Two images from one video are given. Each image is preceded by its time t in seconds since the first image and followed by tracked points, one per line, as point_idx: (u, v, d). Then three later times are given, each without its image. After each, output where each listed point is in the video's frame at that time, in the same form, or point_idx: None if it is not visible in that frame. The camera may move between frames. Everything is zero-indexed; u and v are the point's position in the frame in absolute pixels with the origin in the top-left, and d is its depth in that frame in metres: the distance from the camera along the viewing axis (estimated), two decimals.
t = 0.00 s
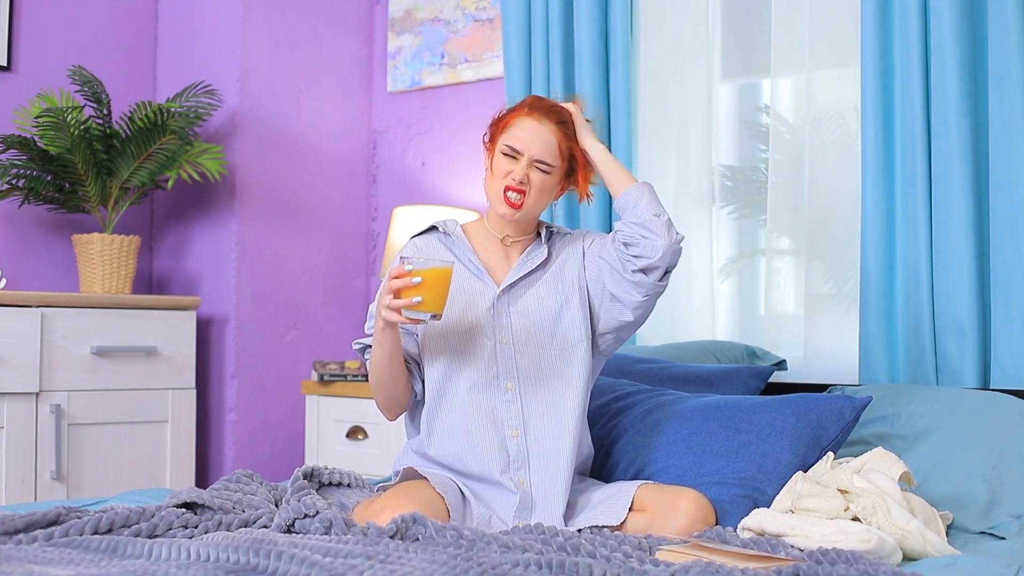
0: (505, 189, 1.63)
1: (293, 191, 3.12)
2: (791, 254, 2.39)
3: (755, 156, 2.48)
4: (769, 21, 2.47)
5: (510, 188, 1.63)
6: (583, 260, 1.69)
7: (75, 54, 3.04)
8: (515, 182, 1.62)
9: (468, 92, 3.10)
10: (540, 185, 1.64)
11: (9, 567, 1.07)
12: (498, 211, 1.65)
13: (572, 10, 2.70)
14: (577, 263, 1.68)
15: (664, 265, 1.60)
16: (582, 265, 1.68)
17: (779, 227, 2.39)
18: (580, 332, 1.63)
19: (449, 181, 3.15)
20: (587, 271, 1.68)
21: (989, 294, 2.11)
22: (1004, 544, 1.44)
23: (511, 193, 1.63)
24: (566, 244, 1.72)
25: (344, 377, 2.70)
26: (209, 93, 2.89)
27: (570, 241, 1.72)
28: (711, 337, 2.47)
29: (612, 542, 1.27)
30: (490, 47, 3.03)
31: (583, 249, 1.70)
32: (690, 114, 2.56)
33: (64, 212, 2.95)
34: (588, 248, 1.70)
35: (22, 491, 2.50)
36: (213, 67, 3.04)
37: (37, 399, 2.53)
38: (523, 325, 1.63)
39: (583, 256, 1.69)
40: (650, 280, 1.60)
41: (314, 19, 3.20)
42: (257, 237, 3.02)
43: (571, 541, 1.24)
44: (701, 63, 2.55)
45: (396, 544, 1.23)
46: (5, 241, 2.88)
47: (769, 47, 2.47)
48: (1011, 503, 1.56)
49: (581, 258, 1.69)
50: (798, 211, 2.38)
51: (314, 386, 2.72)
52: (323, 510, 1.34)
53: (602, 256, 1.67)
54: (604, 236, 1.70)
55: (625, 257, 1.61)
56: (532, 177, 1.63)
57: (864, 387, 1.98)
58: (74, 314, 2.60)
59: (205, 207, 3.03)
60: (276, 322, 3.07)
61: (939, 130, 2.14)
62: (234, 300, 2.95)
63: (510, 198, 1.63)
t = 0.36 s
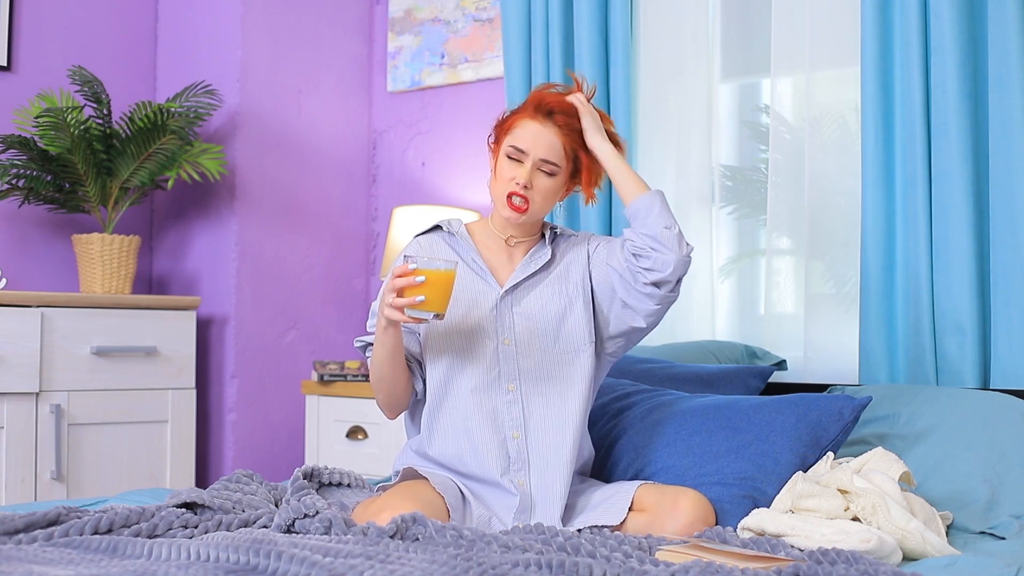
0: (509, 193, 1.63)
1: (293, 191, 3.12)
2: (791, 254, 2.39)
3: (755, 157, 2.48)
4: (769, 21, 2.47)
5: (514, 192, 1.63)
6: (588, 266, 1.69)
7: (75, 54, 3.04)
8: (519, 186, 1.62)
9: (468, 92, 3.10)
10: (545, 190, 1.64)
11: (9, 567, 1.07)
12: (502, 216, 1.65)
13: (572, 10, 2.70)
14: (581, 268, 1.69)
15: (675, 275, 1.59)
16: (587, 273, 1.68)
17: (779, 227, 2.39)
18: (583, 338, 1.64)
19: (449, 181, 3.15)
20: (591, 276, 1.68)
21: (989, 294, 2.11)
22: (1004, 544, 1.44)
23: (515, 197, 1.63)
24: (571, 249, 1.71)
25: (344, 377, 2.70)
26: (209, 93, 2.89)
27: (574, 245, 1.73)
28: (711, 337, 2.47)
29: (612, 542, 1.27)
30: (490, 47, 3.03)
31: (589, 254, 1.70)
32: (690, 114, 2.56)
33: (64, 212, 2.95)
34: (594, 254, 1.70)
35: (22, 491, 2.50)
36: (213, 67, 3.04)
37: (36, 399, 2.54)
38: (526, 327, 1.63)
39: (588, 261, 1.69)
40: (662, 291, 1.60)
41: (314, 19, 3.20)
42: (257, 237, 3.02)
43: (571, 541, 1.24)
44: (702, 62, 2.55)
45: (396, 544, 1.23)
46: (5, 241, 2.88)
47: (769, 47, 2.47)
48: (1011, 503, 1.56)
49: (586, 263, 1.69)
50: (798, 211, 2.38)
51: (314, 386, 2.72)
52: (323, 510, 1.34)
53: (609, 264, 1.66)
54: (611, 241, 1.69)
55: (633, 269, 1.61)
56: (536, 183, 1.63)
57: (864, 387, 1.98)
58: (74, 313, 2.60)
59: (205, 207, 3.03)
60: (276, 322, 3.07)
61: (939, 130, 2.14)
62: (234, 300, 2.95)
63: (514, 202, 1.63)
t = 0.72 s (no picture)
0: (487, 189, 1.64)
1: (293, 191, 3.12)
2: (791, 254, 2.39)
3: (755, 156, 2.48)
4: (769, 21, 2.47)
5: (490, 188, 1.63)
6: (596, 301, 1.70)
7: (75, 54, 3.04)
8: (493, 180, 1.62)
9: (469, 92, 3.10)
10: (520, 177, 1.62)
11: (9, 567, 1.07)
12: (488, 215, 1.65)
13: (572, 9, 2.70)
14: (582, 284, 1.68)
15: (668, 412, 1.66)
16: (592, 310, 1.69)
17: (779, 227, 2.39)
18: (578, 355, 1.64)
19: (449, 181, 3.14)
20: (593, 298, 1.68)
21: (989, 294, 2.11)
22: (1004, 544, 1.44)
23: (493, 192, 1.63)
24: (577, 267, 1.70)
25: (344, 377, 2.70)
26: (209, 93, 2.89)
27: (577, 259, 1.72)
28: (711, 337, 2.47)
29: (612, 542, 1.27)
30: (490, 47, 3.04)
31: (597, 280, 1.70)
32: (690, 113, 2.56)
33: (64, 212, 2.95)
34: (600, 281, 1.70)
35: (22, 491, 2.50)
36: (213, 67, 3.04)
37: (36, 399, 2.54)
38: (521, 337, 1.63)
39: (594, 286, 1.69)
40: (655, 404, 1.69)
41: (314, 19, 3.20)
42: (257, 237, 3.02)
43: (571, 541, 1.24)
44: (702, 62, 2.55)
45: (396, 544, 1.23)
46: (5, 241, 2.88)
47: (769, 47, 2.47)
48: (1011, 504, 1.56)
49: (591, 284, 1.69)
50: (798, 211, 2.38)
51: (314, 386, 2.72)
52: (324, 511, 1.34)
53: (623, 320, 1.70)
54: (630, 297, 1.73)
55: (653, 339, 1.66)
56: (508, 172, 1.62)
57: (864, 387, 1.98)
58: (74, 313, 2.60)
59: (205, 207, 3.03)
60: (276, 322, 3.07)
61: (939, 130, 2.14)
62: (234, 301, 2.95)
63: (494, 197, 1.64)
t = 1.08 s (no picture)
0: (501, 180, 1.64)
1: (293, 192, 3.12)
2: (791, 254, 2.39)
3: (755, 157, 2.48)
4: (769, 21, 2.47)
5: (505, 179, 1.64)
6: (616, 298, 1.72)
7: (75, 54, 3.04)
8: (508, 171, 1.63)
9: (469, 93, 3.10)
10: (532, 170, 1.62)
11: (9, 567, 1.07)
12: (501, 207, 1.66)
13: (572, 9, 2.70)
14: (599, 281, 1.70)
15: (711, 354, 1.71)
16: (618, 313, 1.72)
17: (779, 227, 2.39)
18: (589, 353, 1.64)
19: (449, 181, 3.15)
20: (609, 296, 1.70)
21: (989, 294, 2.11)
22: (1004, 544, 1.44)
23: (507, 182, 1.64)
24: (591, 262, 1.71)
25: (344, 377, 2.69)
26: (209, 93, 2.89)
27: (590, 250, 1.73)
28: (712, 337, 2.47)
29: (612, 542, 1.27)
30: (490, 47, 3.04)
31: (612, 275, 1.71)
32: (690, 113, 2.56)
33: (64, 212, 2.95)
34: (616, 277, 1.72)
35: (22, 492, 2.50)
36: (213, 66, 3.04)
37: (36, 399, 2.54)
38: (530, 336, 1.63)
39: (609, 292, 1.70)
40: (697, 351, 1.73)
41: (314, 18, 3.20)
42: (257, 237, 3.02)
43: (571, 541, 1.24)
44: (702, 62, 2.55)
45: (396, 544, 1.23)
46: (5, 241, 2.88)
47: (769, 48, 2.47)
48: (1011, 504, 1.55)
49: (606, 289, 1.69)
50: (798, 212, 2.38)
51: (314, 386, 2.72)
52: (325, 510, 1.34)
53: (649, 310, 1.72)
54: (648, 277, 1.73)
55: (682, 325, 1.69)
56: (521, 164, 1.63)
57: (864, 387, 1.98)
58: (74, 313, 2.60)
59: (205, 207, 3.03)
60: (276, 322, 3.07)
61: (939, 130, 2.14)
62: (234, 301, 2.95)
63: (508, 187, 1.64)
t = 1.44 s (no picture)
0: (574, 201, 1.72)
1: (293, 192, 3.12)
2: (791, 254, 2.39)
3: (755, 157, 2.48)
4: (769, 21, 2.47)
5: (577, 200, 1.71)
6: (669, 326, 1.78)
7: (75, 54, 3.04)
8: (581, 192, 1.71)
9: (469, 93, 3.11)
10: (606, 190, 1.70)
11: (9, 567, 1.07)
12: (573, 227, 1.74)
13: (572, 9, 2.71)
14: (656, 307, 1.77)
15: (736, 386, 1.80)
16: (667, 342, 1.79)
17: (779, 227, 2.39)
18: (639, 371, 1.72)
19: (449, 181, 3.15)
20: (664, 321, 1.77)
21: (989, 295, 2.11)
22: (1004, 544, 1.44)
23: (580, 203, 1.71)
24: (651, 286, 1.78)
25: (344, 377, 2.69)
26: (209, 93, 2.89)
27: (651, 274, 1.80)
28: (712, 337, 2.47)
29: (612, 542, 1.27)
30: (490, 47, 3.04)
31: (668, 303, 1.78)
32: (690, 113, 2.56)
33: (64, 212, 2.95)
34: (671, 305, 1.79)
35: (22, 491, 2.50)
36: (213, 67, 3.04)
37: (36, 399, 2.54)
38: (585, 345, 1.72)
39: (665, 319, 1.77)
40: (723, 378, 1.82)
41: (314, 18, 3.20)
42: (257, 238, 3.02)
43: (570, 541, 1.24)
44: (702, 62, 2.55)
45: (396, 544, 1.23)
46: (5, 241, 2.88)
47: (768, 48, 2.47)
48: (1012, 504, 1.55)
49: (663, 315, 1.76)
50: (798, 212, 2.38)
51: (314, 386, 2.72)
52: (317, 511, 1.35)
53: (690, 348, 1.80)
54: (699, 321, 1.79)
55: (714, 375, 1.76)
56: (594, 184, 1.71)
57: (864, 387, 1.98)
58: (74, 313, 2.60)
59: (205, 207, 3.03)
60: (276, 322, 3.07)
61: (939, 130, 2.14)
62: (234, 301, 2.95)
63: (580, 208, 1.72)
